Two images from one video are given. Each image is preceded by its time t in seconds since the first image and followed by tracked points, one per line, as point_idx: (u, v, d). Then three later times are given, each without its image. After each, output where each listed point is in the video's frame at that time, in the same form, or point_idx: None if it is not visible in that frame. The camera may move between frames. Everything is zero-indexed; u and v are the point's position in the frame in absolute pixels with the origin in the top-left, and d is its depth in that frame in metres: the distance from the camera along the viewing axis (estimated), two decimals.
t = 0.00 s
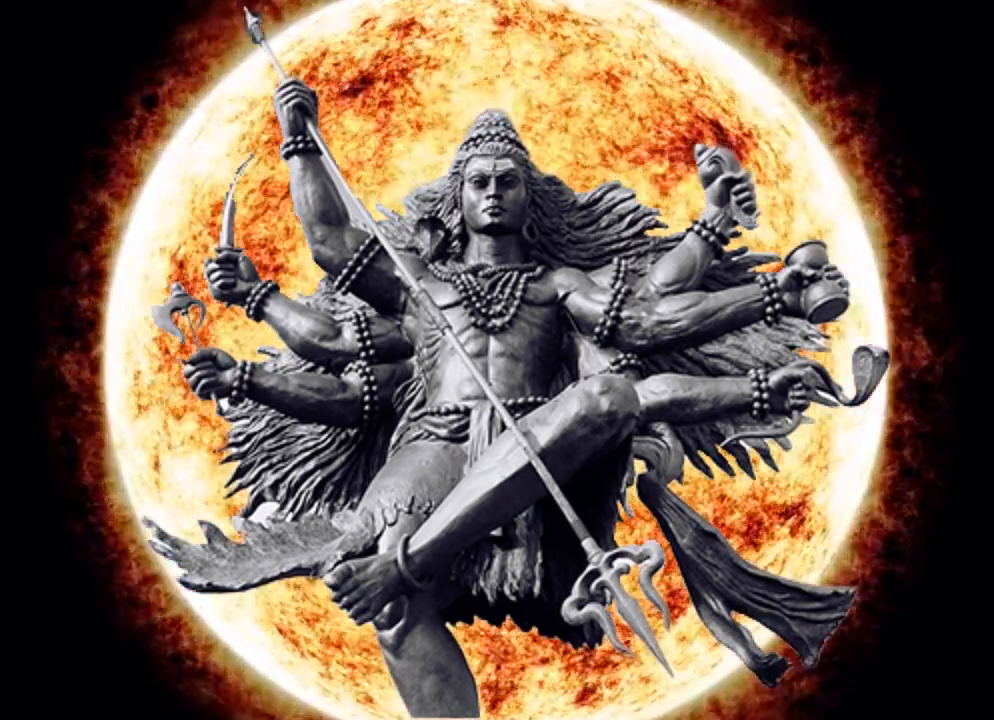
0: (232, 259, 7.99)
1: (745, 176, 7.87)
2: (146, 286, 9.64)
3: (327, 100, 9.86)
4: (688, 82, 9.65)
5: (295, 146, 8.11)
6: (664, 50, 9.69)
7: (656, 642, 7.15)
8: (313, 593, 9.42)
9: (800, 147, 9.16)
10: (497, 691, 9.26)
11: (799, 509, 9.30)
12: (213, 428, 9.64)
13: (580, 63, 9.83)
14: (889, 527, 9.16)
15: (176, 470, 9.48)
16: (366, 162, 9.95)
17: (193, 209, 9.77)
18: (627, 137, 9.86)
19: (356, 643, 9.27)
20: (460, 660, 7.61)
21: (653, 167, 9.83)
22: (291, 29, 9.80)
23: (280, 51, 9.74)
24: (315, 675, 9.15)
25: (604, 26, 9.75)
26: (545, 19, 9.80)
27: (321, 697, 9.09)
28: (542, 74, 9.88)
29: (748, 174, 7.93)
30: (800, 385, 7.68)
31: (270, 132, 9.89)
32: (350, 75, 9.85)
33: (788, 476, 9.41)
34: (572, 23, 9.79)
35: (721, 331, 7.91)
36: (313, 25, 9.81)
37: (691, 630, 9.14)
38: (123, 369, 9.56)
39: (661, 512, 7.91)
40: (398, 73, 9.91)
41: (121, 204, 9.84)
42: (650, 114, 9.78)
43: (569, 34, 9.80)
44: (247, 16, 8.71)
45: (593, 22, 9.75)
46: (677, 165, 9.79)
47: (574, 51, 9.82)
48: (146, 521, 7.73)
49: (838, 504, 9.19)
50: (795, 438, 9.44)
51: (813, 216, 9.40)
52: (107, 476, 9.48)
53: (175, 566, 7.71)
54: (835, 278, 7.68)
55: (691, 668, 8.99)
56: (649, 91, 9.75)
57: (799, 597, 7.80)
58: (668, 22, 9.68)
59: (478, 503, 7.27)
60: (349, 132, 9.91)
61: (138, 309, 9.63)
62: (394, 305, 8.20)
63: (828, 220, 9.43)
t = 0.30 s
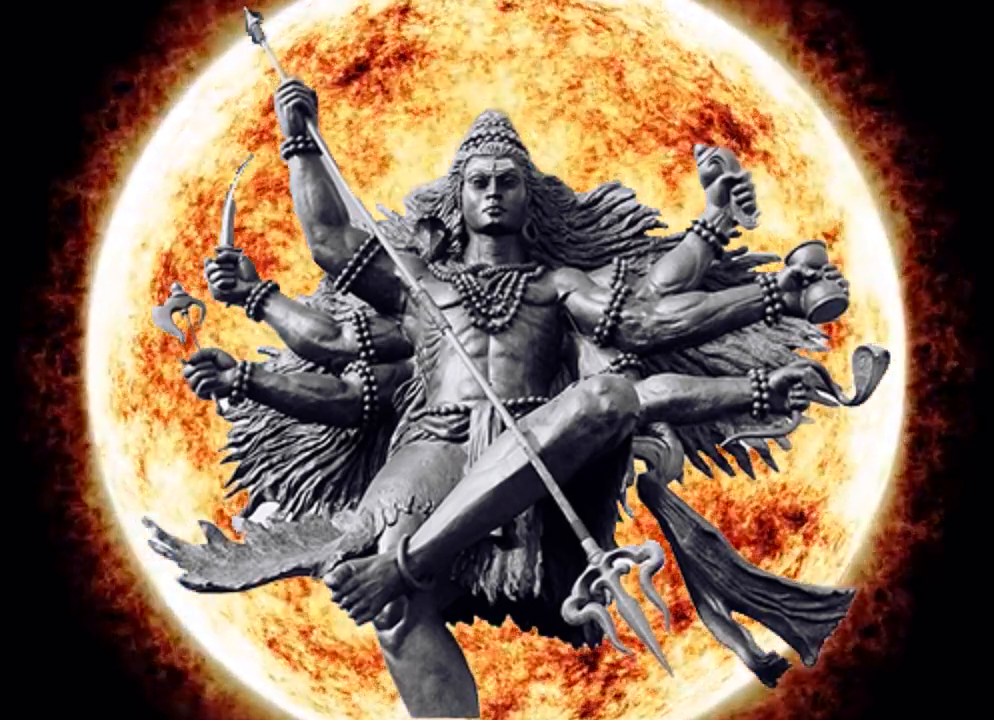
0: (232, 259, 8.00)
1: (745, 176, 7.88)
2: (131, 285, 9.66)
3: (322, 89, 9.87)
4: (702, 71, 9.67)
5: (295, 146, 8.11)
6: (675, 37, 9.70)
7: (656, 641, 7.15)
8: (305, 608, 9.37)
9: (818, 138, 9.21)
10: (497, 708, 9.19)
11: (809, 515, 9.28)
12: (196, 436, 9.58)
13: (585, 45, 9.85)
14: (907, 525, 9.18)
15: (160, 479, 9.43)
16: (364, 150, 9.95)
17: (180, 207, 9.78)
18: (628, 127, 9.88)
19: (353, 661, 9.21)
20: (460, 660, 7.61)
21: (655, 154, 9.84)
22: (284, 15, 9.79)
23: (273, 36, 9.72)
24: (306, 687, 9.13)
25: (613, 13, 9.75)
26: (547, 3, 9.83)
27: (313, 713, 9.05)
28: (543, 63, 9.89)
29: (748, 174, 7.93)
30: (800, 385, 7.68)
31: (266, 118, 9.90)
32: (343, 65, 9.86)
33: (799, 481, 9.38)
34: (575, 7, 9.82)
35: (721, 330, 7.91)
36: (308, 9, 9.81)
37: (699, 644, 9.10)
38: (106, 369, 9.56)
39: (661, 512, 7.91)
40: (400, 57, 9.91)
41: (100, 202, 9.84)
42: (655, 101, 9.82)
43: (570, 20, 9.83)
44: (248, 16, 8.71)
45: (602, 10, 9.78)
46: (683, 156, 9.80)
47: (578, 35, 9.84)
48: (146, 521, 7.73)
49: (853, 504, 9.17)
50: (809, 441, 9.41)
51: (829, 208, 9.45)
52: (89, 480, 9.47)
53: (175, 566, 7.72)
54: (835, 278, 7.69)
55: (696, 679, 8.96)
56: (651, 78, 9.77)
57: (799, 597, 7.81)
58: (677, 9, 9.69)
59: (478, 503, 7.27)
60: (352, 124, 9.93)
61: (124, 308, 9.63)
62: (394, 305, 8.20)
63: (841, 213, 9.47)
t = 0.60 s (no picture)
0: (232, 259, 8.00)
1: (745, 176, 7.88)
2: (115, 282, 9.65)
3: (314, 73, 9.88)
4: (720, 67, 9.69)
5: (295, 146, 8.11)
6: (691, 32, 9.72)
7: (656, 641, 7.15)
8: (298, 623, 9.31)
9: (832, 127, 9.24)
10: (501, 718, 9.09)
11: (824, 520, 9.28)
12: (180, 451, 9.55)
13: (586, 28, 9.84)
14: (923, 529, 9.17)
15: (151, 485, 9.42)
16: (362, 135, 9.93)
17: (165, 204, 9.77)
18: (631, 118, 9.84)
19: (346, 675, 9.16)
20: (460, 660, 7.62)
21: (655, 140, 9.81)
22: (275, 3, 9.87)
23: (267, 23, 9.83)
24: (301, 702, 9.06)
25: None
26: None
27: None
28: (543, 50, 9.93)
29: (748, 174, 7.94)
30: (800, 385, 7.68)
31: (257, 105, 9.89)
32: (343, 56, 9.86)
33: (814, 484, 9.38)
34: None
35: (721, 330, 7.91)
36: None
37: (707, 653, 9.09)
38: (90, 370, 9.57)
39: (662, 512, 7.91)
40: (400, 44, 9.90)
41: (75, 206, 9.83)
42: (657, 91, 9.79)
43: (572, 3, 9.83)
44: (248, 15, 8.72)
45: None
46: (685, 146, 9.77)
47: (580, 17, 9.83)
48: (146, 521, 7.73)
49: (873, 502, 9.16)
50: (826, 443, 9.42)
51: (844, 198, 9.50)
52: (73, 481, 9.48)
53: (175, 566, 7.72)
54: (835, 278, 7.69)
55: (704, 690, 8.95)
56: (653, 65, 9.77)
57: (800, 597, 7.82)
58: None
59: (478, 503, 7.28)
60: (354, 117, 9.94)
61: (107, 309, 9.62)
62: (394, 305, 8.20)
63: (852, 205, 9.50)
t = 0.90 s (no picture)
0: (232, 259, 8.00)
1: (745, 176, 7.88)
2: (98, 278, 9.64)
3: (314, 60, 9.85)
4: (731, 54, 9.70)
5: (295, 146, 8.11)
6: (703, 21, 9.72)
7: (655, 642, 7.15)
8: (289, 634, 9.26)
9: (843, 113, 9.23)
10: None
11: (842, 525, 9.27)
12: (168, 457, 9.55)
13: (587, 20, 9.84)
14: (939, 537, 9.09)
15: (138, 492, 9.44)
16: (361, 124, 9.94)
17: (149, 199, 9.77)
18: (643, 110, 9.81)
19: (338, 689, 9.11)
20: (460, 661, 7.62)
21: (661, 127, 9.80)
22: None
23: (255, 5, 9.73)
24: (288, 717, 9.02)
25: None
26: None
27: None
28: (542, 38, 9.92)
29: (748, 174, 7.95)
30: (800, 385, 7.68)
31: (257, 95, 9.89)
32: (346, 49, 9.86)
33: (827, 493, 9.39)
34: None
35: (721, 330, 7.91)
36: None
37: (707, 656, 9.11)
38: (74, 370, 9.55)
39: (662, 512, 7.90)
40: (400, 33, 9.91)
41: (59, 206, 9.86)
42: (659, 84, 9.80)
43: None
44: (249, 15, 8.72)
45: None
46: (692, 134, 9.76)
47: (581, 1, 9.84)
48: (146, 522, 7.73)
49: (892, 505, 9.13)
50: (840, 452, 9.43)
51: (857, 184, 9.49)
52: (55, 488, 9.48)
53: (175, 566, 7.72)
54: (835, 277, 7.69)
55: (714, 706, 9.00)
56: (661, 51, 9.76)
57: (800, 597, 7.82)
58: None
59: (478, 503, 7.27)
60: (354, 113, 9.95)
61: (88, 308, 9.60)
62: (394, 305, 8.20)
63: (851, 199, 9.50)
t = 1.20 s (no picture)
0: (232, 259, 8.00)
1: (745, 176, 7.89)
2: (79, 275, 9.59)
3: (303, 49, 9.82)
4: (743, 41, 9.67)
5: (295, 146, 8.11)
6: (712, 6, 9.70)
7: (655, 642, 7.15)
8: (279, 647, 9.29)
9: (854, 101, 9.21)
10: None
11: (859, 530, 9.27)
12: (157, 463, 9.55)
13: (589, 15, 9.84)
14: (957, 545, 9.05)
15: (124, 498, 9.41)
16: (356, 112, 9.97)
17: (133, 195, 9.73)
18: (650, 99, 9.84)
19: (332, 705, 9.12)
20: (460, 661, 7.61)
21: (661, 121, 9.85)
22: None
23: None
24: None
25: None
26: None
27: None
28: (539, 32, 9.94)
29: (748, 174, 7.95)
30: (800, 385, 7.67)
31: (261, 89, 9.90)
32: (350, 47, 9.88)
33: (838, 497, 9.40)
34: None
35: (721, 330, 7.91)
36: None
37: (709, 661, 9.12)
38: (58, 370, 9.51)
39: (661, 512, 7.91)
40: (401, 28, 9.92)
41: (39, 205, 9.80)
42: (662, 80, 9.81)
43: None
44: (248, 15, 8.70)
45: None
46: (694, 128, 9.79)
47: None
48: (146, 522, 7.74)
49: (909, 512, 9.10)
50: (852, 458, 9.43)
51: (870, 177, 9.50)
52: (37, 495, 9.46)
53: (175, 566, 7.73)
54: (835, 278, 7.69)
55: None
56: (666, 42, 9.76)
57: (800, 597, 7.82)
58: None
59: (478, 503, 7.27)
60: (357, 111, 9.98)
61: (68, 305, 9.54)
62: (394, 305, 8.20)
63: (855, 195, 9.52)
